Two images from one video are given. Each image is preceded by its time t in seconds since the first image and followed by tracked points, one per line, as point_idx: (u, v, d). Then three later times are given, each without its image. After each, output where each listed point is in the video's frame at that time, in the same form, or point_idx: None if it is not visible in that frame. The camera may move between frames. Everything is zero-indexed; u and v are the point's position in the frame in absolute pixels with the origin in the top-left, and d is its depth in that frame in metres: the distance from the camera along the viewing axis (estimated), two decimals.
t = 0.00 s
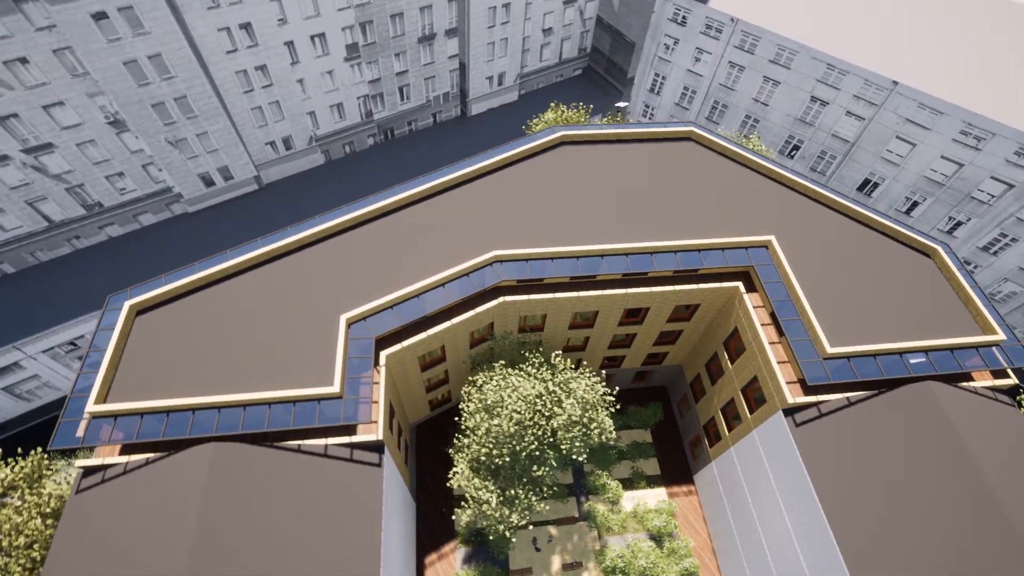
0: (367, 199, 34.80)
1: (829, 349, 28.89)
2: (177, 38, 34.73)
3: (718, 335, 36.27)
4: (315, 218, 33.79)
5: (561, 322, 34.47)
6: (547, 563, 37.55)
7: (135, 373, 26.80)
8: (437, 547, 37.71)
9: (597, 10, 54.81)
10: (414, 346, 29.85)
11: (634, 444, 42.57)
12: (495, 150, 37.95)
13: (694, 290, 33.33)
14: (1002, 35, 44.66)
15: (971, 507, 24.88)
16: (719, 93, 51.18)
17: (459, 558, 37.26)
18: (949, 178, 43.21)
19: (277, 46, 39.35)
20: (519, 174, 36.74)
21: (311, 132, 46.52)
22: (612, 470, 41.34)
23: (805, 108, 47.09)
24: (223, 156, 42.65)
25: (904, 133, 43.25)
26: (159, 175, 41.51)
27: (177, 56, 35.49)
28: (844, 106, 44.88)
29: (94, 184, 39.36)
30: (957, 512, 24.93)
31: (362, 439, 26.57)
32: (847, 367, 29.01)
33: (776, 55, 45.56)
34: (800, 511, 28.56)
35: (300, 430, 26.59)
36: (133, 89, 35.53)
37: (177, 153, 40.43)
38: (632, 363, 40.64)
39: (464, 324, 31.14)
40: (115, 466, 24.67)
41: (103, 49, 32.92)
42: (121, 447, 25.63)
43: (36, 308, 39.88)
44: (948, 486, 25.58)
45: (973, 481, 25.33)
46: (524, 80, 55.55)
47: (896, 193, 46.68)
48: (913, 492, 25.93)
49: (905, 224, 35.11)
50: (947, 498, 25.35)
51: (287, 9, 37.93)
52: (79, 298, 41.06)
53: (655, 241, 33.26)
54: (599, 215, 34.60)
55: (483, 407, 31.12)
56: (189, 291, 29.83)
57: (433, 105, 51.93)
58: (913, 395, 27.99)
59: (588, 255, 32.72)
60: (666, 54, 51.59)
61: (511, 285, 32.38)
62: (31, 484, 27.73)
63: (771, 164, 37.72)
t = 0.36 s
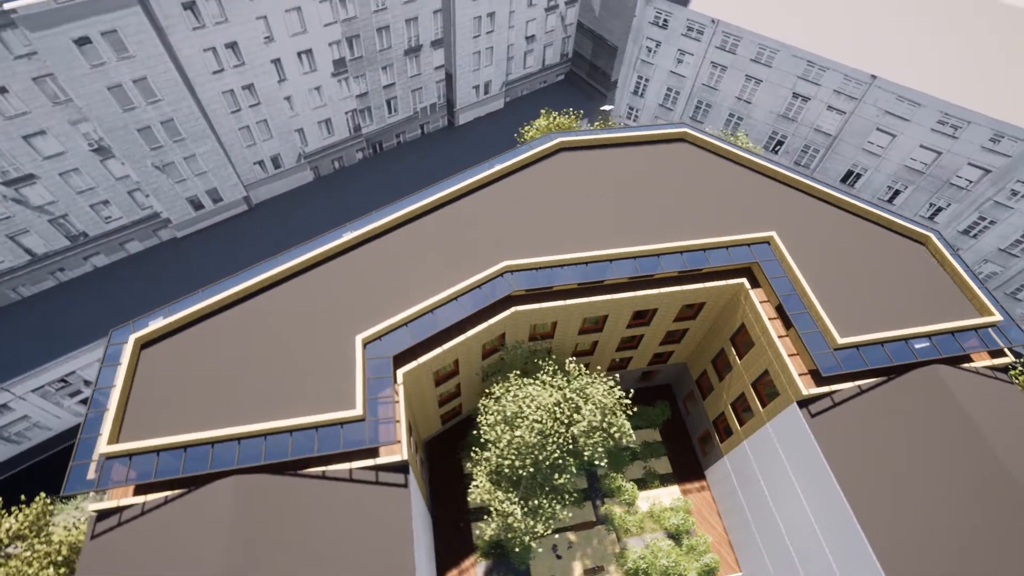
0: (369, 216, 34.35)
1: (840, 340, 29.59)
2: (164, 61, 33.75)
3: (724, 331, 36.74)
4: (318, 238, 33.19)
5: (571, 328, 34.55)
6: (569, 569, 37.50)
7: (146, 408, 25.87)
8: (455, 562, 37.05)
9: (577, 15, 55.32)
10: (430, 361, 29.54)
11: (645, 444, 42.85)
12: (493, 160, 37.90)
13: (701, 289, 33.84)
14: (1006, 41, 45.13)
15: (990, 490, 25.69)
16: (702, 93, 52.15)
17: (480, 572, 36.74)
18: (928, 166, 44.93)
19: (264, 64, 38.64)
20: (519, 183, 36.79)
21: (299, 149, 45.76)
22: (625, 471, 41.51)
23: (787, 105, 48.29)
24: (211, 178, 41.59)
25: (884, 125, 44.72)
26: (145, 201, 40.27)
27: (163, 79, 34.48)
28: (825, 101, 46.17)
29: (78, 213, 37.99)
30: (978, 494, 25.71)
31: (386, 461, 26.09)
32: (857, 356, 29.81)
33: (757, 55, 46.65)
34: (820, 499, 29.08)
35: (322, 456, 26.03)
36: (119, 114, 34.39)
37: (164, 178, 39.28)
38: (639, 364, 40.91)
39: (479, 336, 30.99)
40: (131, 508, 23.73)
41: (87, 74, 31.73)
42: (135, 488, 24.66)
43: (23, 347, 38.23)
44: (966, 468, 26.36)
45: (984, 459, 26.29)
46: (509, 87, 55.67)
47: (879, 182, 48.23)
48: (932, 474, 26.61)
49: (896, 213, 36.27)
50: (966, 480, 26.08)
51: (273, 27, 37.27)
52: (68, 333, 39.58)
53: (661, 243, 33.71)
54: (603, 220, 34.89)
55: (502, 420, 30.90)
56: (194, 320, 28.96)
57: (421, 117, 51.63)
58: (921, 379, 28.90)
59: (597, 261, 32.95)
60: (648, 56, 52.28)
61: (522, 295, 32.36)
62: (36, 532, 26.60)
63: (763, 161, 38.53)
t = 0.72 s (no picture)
0: (373, 231, 33.94)
1: (847, 327, 30.43)
2: (150, 83, 32.83)
3: (729, 325, 37.39)
4: (323, 257, 32.65)
5: (581, 331, 34.74)
6: (590, 572, 37.73)
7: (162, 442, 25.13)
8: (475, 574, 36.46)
9: (558, 20, 55.82)
10: (448, 374, 29.33)
11: (655, 441, 43.18)
12: (492, 168, 37.88)
13: (706, 285, 34.47)
14: (997, 44, 44.14)
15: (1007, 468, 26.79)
16: (685, 93, 53.16)
17: None
18: (906, 154, 46.67)
19: (251, 82, 37.95)
20: (520, 190, 36.88)
21: (289, 167, 45.02)
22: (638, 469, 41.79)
23: (768, 101, 49.57)
24: (201, 201, 40.56)
25: (862, 116, 46.28)
26: (134, 228, 39.05)
27: (150, 102, 33.51)
28: (805, 95, 47.56)
29: (64, 244, 36.62)
30: (998, 473, 26.71)
31: (415, 478, 25.77)
32: (864, 342, 30.69)
33: (737, 53, 47.83)
34: (837, 484, 29.82)
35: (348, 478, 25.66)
36: (105, 140, 33.32)
37: (153, 203, 38.18)
38: (645, 363, 41.29)
39: (494, 346, 30.95)
40: (156, 547, 22.82)
41: (72, 101, 30.67)
42: (156, 527, 23.73)
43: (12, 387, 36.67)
44: (982, 448, 27.40)
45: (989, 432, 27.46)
46: (494, 95, 55.79)
47: (859, 171, 49.83)
48: (947, 452, 27.55)
49: (884, 201, 37.52)
50: (985, 460, 27.11)
51: (261, 44, 36.62)
52: (59, 369, 38.13)
53: (665, 243, 34.25)
54: (605, 223, 35.25)
55: (523, 428, 30.85)
56: (203, 349, 28.19)
57: (408, 128, 51.34)
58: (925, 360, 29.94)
59: (605, 263, 33.27)
60: (630, 59, 53.01)
61: (534, 302, 32.44)
62: None
63: (755, 156, 39.45)
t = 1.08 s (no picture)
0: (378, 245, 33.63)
1: (850, 313, 31.46)
2: (139, 106, 31.96)
3: (731, 317, 38.22)
4: (330, 273, 32.22)
5: (591, 332, 35.06)
6: (611, 572, 37.98)
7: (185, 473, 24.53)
8: None
9: (537, 26, 56.34)
10: (467, 384, 29.27)
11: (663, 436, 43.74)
12: (491, 175, 37.91)
13: (709, 280, 35.19)
14: (993, 42, 44.59)
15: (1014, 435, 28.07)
16: (666, 93, 54.20)
17: None
18: (882, 142, 48.49)
19: (240, 100, 37.31)
20: (520, 196, 37.02)
21: (279, 184, 44.33)
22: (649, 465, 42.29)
23: (749, 97, 50.93)
24: (193, 223, 39.61)
25: (840, 108, 47.93)
26: (124, 255, 37.93)
27: (140, 125, 32.63)
28: (784, 90, 49.02)
29: (52, 275, 35.33)
30: (1005, 441, 27.96)
31: (444, 491, 25.60)
32: (867, 325, 31.73)
33: (717, 52, 49.05)
34: (850, 465, 30.73)
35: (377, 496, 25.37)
36: (94, 166, 32.32)
37: (144, 228, 37.12)
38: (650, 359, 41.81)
39: (509, 353, 31.00)
40: None
41: (59, 128, 29.68)
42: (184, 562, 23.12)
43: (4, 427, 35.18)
44: (988, 418, 28.65)
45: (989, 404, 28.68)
46: (479, 102, 55.94)
47: (839, 161, 51.55)
48: (954, 426, 28.68)
49: (871, 188, 38.85)
50: (994, 432, 28.32)
51: (248, 62, 36.02)
52: (54, 406, 36.80)
53: (667, 240, 34.87)
54: (608, 224, 35.68)
55: (543, 431, 31.03)
56: (216, 375, 27.56)
57: (396, 139, 51.06)
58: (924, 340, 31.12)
59: (611, 264, 33.71)
60: (611, 61, 53.80)
61: (545, 306, 32.61)
62: None
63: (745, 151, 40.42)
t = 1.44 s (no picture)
0: (384, 256, 33.42)
1: (850, 296, 32.59)
2: (130, 128, 31.16)
3: (732, 307, 39.13)
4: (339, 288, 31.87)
5: (599, 331, 35.50)
6: (632, 566, 38.50)
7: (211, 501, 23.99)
8: None
9: (518, 32, 56.88)
10: (486, 389, 29.33)
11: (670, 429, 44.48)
12: (491, 181, 38.04)
13: (711, 273, 36.01)
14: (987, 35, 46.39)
15: (1009, 405, 29.88)
16: (648, 92, 55.28)
17: None
18: (857, 131, 50.38)
19: (231, 118, 36.72)
20: (521, 200, 37.27)
21: (271, 201, 43.70)
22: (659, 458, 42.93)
23: (728, 92, 52.33)
24: (186, 245, 38.71)
25: (816, 100, 49.63)
26: (117, 281, 36.83)
27: (131, 147, 31.80)
28: (762, 85, 50.51)
29: (42, 307, 34.09)
30: (1002, 412, 29.71)
31: (475, 498, 25.59)
32: (867, 307, 32.88)
33: (696, 51, 50.29)
34: (859, 443, 31.85)
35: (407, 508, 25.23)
36: (86, 193, 31.42)
37: (137, 253, 36.14)
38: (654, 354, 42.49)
39: (525, 356, 31.14)
40: None
41: (49, 154, 28.78)
42: None
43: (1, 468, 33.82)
44: (985, 391, 30.35)
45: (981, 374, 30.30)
46: (464, 110, 56.10)
47: (817, 151, 53.34)
48: (951, 398, 30.23)
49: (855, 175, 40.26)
50: (986, 400, 30.08)
51: (238, 79, 35.51)
52: (53, 442, 35.52)
53: (668, 236, 35.54)
54: (609, 223, 36.22)
55: (563, 430, 31.35)
56: (232, 399, 27.02)
57: (385, 150, 50.83)
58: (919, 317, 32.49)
59: (617, 262, 34.23)
60: (593, 64, 54.65)
61: (556, 308, 32.89)
62: None
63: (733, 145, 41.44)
